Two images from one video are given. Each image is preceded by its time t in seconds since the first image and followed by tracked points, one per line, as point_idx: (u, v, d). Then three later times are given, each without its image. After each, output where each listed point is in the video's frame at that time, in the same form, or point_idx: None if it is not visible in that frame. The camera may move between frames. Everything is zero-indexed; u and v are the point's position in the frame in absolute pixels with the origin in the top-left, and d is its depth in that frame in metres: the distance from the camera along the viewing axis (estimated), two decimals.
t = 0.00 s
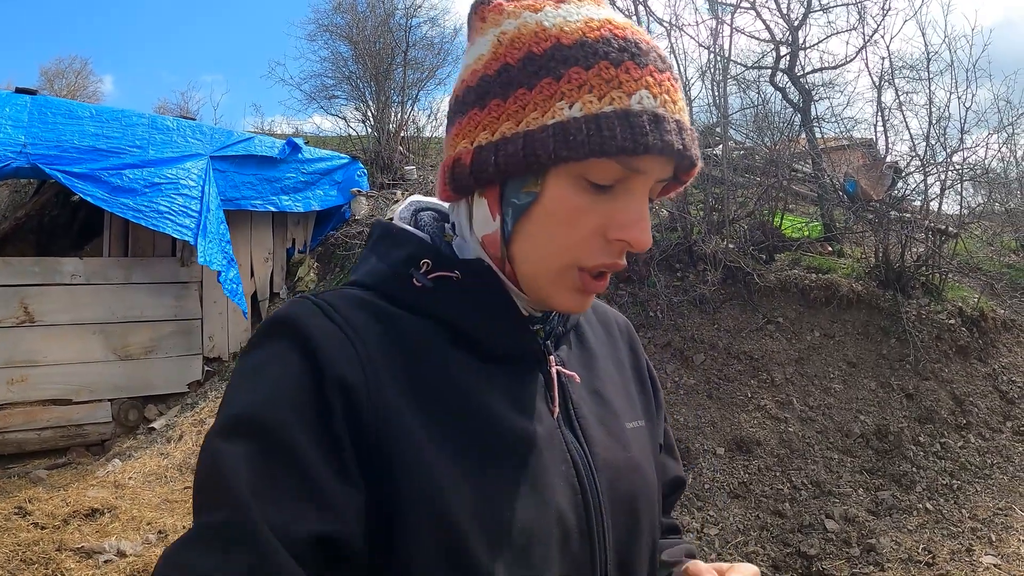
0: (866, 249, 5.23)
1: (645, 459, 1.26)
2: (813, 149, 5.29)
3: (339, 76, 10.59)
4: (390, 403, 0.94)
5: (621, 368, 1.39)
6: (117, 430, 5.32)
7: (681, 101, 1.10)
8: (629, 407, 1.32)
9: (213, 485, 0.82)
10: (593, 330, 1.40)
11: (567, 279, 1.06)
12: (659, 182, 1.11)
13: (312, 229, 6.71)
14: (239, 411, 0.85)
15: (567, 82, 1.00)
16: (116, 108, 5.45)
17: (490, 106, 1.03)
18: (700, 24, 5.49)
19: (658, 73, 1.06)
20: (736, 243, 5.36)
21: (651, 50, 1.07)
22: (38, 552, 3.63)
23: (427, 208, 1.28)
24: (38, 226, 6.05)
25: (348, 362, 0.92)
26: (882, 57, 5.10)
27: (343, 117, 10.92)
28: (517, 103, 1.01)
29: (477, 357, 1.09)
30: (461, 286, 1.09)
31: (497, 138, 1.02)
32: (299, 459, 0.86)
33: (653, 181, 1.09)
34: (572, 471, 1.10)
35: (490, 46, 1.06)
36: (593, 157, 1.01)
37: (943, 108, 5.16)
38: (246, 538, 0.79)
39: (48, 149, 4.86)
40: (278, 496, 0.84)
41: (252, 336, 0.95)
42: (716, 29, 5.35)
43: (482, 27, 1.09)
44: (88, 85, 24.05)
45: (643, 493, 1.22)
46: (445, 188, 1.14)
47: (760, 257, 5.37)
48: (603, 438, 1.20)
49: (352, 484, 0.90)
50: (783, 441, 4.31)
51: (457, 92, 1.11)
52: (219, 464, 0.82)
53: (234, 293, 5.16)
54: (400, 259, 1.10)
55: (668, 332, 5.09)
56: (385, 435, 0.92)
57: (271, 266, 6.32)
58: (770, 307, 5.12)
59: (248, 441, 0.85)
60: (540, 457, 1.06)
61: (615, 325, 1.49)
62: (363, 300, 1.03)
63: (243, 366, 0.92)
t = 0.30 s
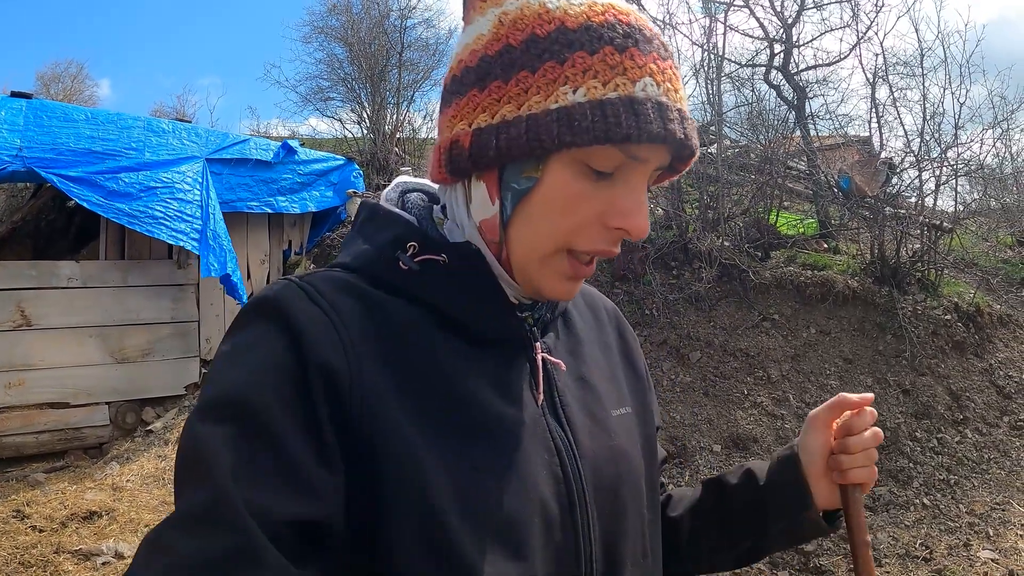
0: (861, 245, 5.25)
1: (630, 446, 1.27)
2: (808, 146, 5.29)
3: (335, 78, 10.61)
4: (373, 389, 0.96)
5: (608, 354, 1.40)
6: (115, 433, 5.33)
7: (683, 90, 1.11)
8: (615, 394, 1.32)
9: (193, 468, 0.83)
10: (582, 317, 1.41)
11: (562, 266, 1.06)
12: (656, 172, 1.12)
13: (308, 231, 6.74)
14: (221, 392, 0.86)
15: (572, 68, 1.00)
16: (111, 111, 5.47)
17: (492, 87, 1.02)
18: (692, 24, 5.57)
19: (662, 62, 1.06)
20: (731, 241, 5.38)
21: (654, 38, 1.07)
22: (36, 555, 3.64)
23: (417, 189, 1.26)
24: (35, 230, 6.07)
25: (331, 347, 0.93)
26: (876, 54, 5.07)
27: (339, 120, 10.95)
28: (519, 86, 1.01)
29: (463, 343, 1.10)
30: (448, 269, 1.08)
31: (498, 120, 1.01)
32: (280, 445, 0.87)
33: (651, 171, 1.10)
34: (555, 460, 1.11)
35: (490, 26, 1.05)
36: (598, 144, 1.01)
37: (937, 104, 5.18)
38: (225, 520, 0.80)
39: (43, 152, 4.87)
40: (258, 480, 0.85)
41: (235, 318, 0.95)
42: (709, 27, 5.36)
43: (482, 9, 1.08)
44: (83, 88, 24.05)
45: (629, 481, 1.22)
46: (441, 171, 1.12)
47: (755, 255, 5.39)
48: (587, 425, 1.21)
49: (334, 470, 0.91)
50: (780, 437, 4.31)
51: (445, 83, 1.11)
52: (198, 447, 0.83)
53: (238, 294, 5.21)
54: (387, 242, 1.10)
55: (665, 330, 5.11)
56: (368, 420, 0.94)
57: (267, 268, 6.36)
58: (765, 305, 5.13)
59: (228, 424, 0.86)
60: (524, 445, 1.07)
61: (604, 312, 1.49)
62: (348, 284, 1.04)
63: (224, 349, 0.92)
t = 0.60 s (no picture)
0: (860, 244, 5.26)
1: (636, 451, 1.29)
2: (807, 145, 5.30)
3: (333, 80, 10.61)
4: (388, 398, 0.97)
5: (613, 361, 1.42)
6: (117, 438, 5.35)
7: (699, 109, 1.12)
8: (620, 400, 1.35)
9: (212, 480, 0.83)
10: (587, 324, 1.43)
11: (579, 281, 1.08)
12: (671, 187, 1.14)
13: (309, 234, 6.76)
14: (240, 402, 0.86)
15: (595, 87, 1.01)
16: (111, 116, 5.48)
17: (513, 102, 1.03)
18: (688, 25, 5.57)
19: (682, 81, 1.08)
20: (731, 241, 5.39)
21: (673, 57, 1.09)
22: (41, 560, 3.66)
23: (427, 198, 1.27)
24: (36, 235, 6.07)
25: (349, 358, 0.94)
26: (874, 54, 5.17)
27: (338, 122, 10.96)
28: (542, 103, 1.02)
29: (474, 352, 1.11)
30: (462, 279, 1.09)
31: (520, 136, 1.02)
32: (299, 455, 0.87)
33: (667, 187, 1.12)
34: (568, 466, 1.13)
35: (511, 40, 1.05)
36: (619, 163, 1.02)
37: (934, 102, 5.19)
38: (244, 532, 0.80)
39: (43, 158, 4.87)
40: (278, 490, 0.85)
41: (249, 329, 0.95)
42: (706, 28, 5.37)
43: (501, 20, 1.09)
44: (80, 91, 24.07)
45: (635, 486, 1.25)
46: (456, 183, 1.13)
47: (755, 254, 5.40)
48: (596, 432, 1.23)
49: (350, 480, 0.91)
50: (781, 436, 4.32)
51: (461, 94, 1.12)
52: (215, 458, 0.83)
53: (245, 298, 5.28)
54: (398, 252, 1.10)
55: (665, 331, 5.12)
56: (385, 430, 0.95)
57: (268, 271, 6.39)
58: (765, 304, 5.15)
59: (246, 435, 0.85)
60: (538, 453, 1.09)
61: (607, 319, 1.52)
62: (361, 294, 1.04)
63: (238, 361, 0.92)
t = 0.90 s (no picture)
0: (860, 244, 5.26)
1: (615, 454, 1.30)
2: (806, 144, 5.30)
3: (333, 83, 10.63)
4: (370, 406, 0.96)
5: (590, 366, 1.44)
6: (118, 442, 5.36)
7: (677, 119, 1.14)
8: (599, 404, 1.36)
9: (194, 486, 0.82)
10: (565, 329, 1.45)
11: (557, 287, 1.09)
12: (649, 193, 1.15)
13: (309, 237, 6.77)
14: (220, 410, 0.85)
15: (575, 95, 1.02)
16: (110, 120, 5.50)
17: (494, 109, 1.03)
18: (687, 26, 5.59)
19: (660, 91, 1.09)
20: (730, 241, 5.39)
21: (653, 67, 1.10)
22: (43, 564, 3.67)
23: (404, 205, 1.28)
24: (36, 240, 6.07)
25: (329, 364, 0.94)
26: (873, 54, 5.30)
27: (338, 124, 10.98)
28: (522, 110, 1.02)
29: (454, 359, 1.11)
30: (439, 286, 1.11)
31: (500, 143, 1.03)
32: (280, 464, 0.86)
33: (645, 193, 1.13)
34: (547, 471, 1.13)
35: (492, 47, 1.06)
36: (598, 172, 1.02)
37: (934, 101, 5.19)
38: (228, 545, 0.78)
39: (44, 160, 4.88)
40: (259, 500, 0.84)
41: (229, 336, 0.95)
42: (705, 28, 5.37)
43: (482, 27, 1.09)
44: (82, 96, 24.16)
45: (616, 488, 1.25)
46: (435, 189, 1.13)
47: (755, 254, 5.40)
48: (574, 435, 1.24)
49: (333, 489, 0.90)
50: (780, 436, 4.32)
51: (443, 99, 1.12)
52: (196, 464, 0.81)
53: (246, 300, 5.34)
54: (376, 260, 1.11)
55: (665, 332, 5.13)
56: (366, 439, 0.94)
57: (268, 274, 6.40)
58: (765, 304, 5.15)
59: (226, 442, 0.84)
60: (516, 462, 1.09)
61: (585, 325, 1.54)
62: (340, 300, 1.04)
63: (215, 370, 0.91)
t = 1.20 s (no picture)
0: (863, 241, 5.25)
1: (610, 459, 1.29)
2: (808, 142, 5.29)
3: (335, 85, 10.66)
4: (365, 410, 0.96)
5: (584, 371, 1.44)
6: (124, 445, 5.36)
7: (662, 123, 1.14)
8: (593, 409, 1.36)
9: (191, 492, 0.83)
10: (558, 335, 1.45)
11: (545, 291, 1.09)
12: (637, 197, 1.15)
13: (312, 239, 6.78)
14: (216, 416, 0.85)
15: (560, 102, 1.02)
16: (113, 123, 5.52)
17: (480, 116, 1.04)
18: (689, 25, 5.58)
19: (645, 97, 1.09)
20: (733, 239, 5.39)
21: (638, 73, 1.10)
22: (49, 567, 3.69)
23: (395, 212, 1.27)
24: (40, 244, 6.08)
25: (323, 367, 0.93)
26: (874, 49, 5.22)
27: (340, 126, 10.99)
28: (508, 117, 1.02)
29: (448, 362, 1.11)
30: (431, 291, 1.11)
31: (487, 149, 1.03)
32: (276, 469, 0.86)
33: (633, 197, 1.13)
34: (542, 475, 1.13)
35: (478, 54, 1.06)
36: (584, 177, 1.03)
37: (936, 97, 5.18)
38: (228, 548, 0.79)
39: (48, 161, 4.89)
40: (256, 503, 0.84)
41: (225, 342, 0.95)
42: (706, 27, 5.35)
43: (469, 34, 1.09)
44: (85, 100, 24.22)
45: (611, 493, 1.25)
46: (426, 195, 1.13)
47: (758, 253, 5.39)
48: (569, 439, 1.23)
49: (330, 492, 0.90)
50: (786, 435, 4.32)
51: (430, 106, 1.13)
52: (194, 470, 0.82)
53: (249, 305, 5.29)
54: (368, 266, 1.11)
55: (669, 331, 5.12)
56: (362, 442, 0.94)
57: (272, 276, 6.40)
58: (768, 302, 5.14)
59: (223, 448, 0.85)
60: (512, 464, 1.08)
61: (578, 332, 1.54)
62: (334, 305, 1.04)
63: (211, 375, 0.92)
